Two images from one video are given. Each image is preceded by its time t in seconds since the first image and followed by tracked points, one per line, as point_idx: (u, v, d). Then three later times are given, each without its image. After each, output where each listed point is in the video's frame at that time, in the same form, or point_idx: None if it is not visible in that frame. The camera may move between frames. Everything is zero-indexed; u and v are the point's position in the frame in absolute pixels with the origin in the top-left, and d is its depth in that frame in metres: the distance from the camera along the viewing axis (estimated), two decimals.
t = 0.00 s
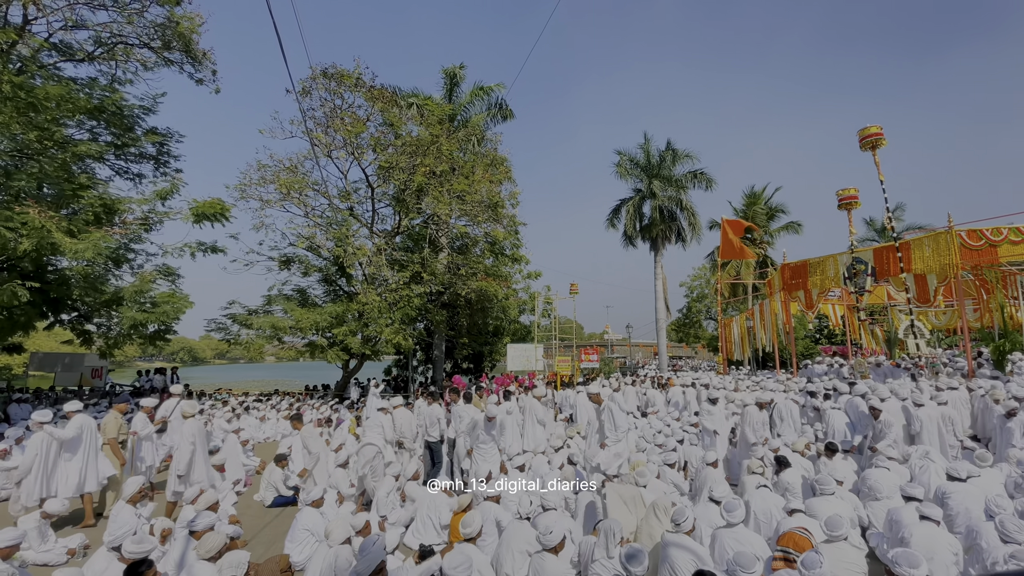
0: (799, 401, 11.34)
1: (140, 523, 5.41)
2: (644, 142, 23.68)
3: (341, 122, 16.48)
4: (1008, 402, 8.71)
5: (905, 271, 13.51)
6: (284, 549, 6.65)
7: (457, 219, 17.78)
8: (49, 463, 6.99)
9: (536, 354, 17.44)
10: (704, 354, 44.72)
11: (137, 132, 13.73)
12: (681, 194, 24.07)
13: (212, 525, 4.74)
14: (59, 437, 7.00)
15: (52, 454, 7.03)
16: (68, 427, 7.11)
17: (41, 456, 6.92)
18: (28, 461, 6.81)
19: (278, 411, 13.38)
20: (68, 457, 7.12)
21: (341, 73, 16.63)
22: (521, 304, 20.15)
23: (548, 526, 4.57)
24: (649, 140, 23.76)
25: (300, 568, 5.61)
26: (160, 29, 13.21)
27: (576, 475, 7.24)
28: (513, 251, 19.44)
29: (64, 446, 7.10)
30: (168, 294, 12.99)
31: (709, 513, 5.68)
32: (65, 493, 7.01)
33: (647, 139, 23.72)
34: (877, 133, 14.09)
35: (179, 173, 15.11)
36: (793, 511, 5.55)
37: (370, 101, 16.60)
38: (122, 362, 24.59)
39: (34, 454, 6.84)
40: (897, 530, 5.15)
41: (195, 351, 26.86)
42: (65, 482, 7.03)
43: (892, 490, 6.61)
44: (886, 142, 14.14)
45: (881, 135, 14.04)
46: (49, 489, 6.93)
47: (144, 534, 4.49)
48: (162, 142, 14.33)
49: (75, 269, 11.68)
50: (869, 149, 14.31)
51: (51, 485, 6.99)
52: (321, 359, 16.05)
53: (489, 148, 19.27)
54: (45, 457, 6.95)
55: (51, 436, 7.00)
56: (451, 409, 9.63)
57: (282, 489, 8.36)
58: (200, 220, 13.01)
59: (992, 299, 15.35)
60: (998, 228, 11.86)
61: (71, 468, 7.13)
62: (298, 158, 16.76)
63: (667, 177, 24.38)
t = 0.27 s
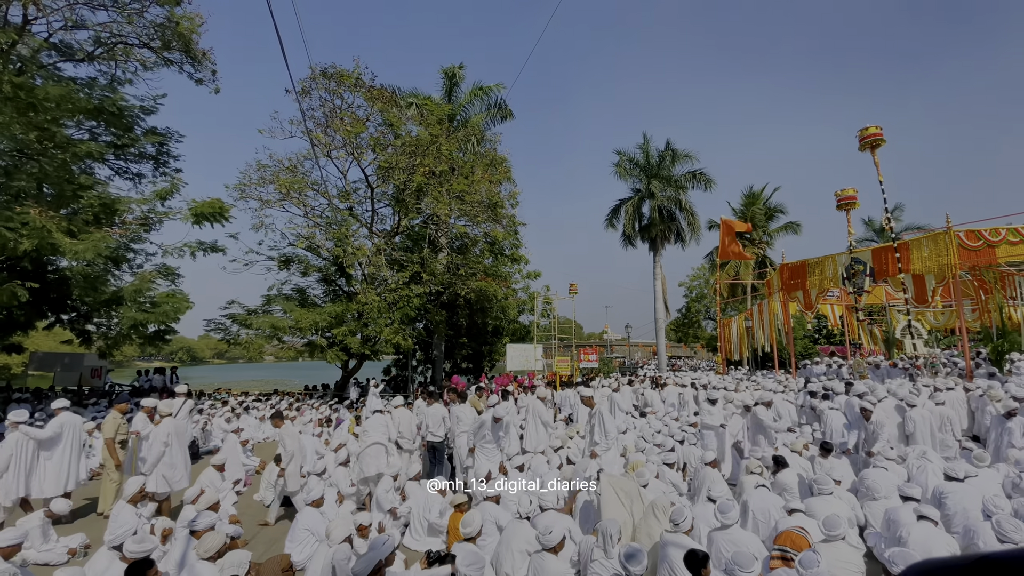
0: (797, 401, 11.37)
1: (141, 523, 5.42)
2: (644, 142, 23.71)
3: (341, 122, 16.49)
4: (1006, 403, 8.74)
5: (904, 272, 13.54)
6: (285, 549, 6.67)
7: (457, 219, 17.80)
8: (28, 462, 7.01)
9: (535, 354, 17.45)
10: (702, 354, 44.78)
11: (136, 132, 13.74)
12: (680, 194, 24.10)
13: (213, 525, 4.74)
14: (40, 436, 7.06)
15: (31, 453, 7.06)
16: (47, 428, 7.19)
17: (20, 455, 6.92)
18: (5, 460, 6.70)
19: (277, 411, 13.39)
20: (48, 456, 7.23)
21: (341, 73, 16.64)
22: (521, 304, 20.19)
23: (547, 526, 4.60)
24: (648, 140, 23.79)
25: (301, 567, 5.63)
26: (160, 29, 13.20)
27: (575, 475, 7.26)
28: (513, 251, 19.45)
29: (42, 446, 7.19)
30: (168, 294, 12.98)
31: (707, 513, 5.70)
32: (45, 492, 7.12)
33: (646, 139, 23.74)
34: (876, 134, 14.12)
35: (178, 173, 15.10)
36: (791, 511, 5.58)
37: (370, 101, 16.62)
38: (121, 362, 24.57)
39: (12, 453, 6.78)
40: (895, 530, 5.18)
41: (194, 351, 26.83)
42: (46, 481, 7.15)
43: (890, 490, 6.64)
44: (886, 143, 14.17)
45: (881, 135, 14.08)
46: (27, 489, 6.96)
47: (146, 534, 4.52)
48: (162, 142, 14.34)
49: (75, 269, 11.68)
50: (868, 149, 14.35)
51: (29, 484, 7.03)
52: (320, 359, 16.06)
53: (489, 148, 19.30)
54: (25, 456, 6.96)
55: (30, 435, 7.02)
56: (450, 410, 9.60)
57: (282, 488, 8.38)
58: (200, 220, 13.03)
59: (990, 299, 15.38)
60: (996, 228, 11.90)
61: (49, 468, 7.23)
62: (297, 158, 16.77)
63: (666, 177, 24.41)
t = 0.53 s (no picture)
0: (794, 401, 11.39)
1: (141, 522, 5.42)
2: (643, 142, 23.73)
3: (340, 122, 16.49)
4: (1002, 403, 8.77)
5: (902, 272, 13.57)
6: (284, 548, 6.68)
7: (456, 219, 17.80)
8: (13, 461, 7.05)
9: (534, 353, 17.45)
10: (701, 353, 44.83)
11: (135, 132, 13.73)
12: (679, 194, 24.12)
13: (212, 524, 4.74)
14: (25, 435, 7.10)
15: (16, 452, 7.09)
16: (34, 427, 7.24)
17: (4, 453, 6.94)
18: None
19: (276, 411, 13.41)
20: (33, 455, 7.27)
21: (340, 73, 16.63)
22: (520, 304, 20.20)
23: (546, 527, 4.62)
24: (647, 140, 23.80)
25: (300, 567, 5.65)
26: (159, 29, 13.19)
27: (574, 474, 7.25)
28: (512, 251, 19.45)
29: (29, 445, 7.23)
30: (167, 294, 12.97)
31: (705, 513, 5.72)
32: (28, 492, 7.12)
33: (645, 139, 23.76)
34: (878, 134, 14.14)
35: (177, 173, 15.09)
36: (790, 510, 5.58)
37: (369, 101, 16.63)
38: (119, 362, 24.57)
39: None
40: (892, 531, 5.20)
41: (193, 351, 26.79)
42: (29, 482, 7.15)
43: (887, 489, 6.66)
44: (887, 143, 14.19)
45: (882, 135, 14.09)
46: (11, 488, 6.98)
47: (145, 533, 4.54)
48: (161, 142, 14.33)
49: (74, 268, 11.67)
50: (870, 148, 14.37)
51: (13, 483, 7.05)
52: (319, 359, 16.05)
53: (488, 148, 19.30)
54: (9, 454, 6.99)
55: (16, 433, 7.06)
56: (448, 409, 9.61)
57: (281, 488, 8.38)
58: (199, 220, 13.03)
59: (988, 299, 15.40)
60: (994, 229, 11.92)
61: (34, 468, 7.26)
62: (296, 158, 16.76)
63: (666, 177, 24.43)
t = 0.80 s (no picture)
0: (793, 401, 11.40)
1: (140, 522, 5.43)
2: (642, 142, 23.75)
3: (339, 122, 16.50)
4: (1001, 403, 8.79)
5: (901, 272, 13.59)
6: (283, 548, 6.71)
7: (455, 219, 17.81)
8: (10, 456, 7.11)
9: (534, 353, 17.45)
10: (700, 353, 44.87)
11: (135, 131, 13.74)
12: (679, 194, 24.15)
13: (212, 524, 4.75)
14: (19, 430, 7.15)
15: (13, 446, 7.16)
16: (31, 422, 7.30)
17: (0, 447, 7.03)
18: None
19: (276, 410, 13.43)
20: (31, 452, 7.30)
21: (339, 72, 16.64)
22: (519, 304, 20.22)
23: (545, 528, 4.62)
24: (647, 140, 23.82)
25: (299, 567, 5.67)
26: (159, 28, 13.20)
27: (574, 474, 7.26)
28: (511, 250, 19.47)
29: (27, 441, 7.29)
30: (167, 294, 12.98)
31: (704, 513, 5.73)
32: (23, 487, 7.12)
33: (644, 139, 23.78)
34: (879, 134, 14.16)
35: (177, 172, 15.10)
36: (789, 510, 5.60)
37: (369, 101, 16.64)
38: (119, 361, 24.54)
39: None
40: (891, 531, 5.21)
41: (193, 351, 26.80)
42: (25, 477, 7.16)
43: (885, 490, 6.68)
44: (887, 143, 14.22)
45: (883, 135, 14.11)
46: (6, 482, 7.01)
47: (143, 531, 4.52)
48: (161, 142, 14.34)
49: (74, 268, 11.69)
50: (871, 148, 14.39)
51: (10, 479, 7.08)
52: (319, 359, 16.06)
53: (488, 148, 19.31)
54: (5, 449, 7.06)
55: (12, 428, 7.14)
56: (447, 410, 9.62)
57: (281, 488, 8.38)
58: (199, 220, 13.04)
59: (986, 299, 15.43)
60: (992, 229, 11.94)
61: (32, 465, 7.28)
62: (296, 157, 16.77)
63: (665, 177, 24.45)
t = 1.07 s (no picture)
0: (791, 401, 11.42)
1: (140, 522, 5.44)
2: (642, 142, 23.76)
3: (339, 121, 16.49)
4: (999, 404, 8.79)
5: (900, 272, 13.61)
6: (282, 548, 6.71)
7: (455, 218, 17.81)
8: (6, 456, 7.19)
9: (533, 353, 17.44)
10: (700, 353, 44.89)
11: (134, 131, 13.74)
12: (678, 194, 24.16)
13: (210, 524, 4.75)
14: (9, 432, 7.13)
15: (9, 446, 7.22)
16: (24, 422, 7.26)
17: None
18: None
19: (275, 410, 13.43)
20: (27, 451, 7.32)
21: (339, 72, 16.63)
22: (519, 303, 20.21)
23: (543, 528, 4.63)
24: (647, 140, 23.83)
25: (298, 567, 5.67)
26: (158, 27, 13.19)
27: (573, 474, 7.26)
28: (511, 250, 19.48)
29: (22, 439, 7.31)
30: (166, 293, 12.97)
31: (703, 513, 5.74)
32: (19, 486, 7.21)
33: (644, 139, 23.79)
34: (880, 134, 14.18)
35: (176, 172, 15.10)
36: (787, 511, 5.61)
37: (368, 101, 16.64)
38: (118, 361, 24.52)
39: None
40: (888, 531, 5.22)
41: (192, 350, 26.78)
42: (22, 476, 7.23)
43: (884, 490, 6.69)
44: (888, 143, 14.24)
45: (884, 135, 14.13)
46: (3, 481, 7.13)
47: (143, 531, 4.52)
48: (160, 141, 14.34)
49: (73, 268, 11.69)
50: (872, 148, 14.40)
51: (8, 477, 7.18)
52: (318, 358, 16.07)
53: (487, 148, 19.28)
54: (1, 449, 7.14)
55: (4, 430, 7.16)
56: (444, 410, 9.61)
57: (280, 488, 8.38)
58: (198, 219, 13.03)
59: (984, 300, 15.44)
60: (991, 229, 11.95)
61: (29, 462, 7.32)
62: (295, 157, 16.77)
63: (665, 177, 24.45)
